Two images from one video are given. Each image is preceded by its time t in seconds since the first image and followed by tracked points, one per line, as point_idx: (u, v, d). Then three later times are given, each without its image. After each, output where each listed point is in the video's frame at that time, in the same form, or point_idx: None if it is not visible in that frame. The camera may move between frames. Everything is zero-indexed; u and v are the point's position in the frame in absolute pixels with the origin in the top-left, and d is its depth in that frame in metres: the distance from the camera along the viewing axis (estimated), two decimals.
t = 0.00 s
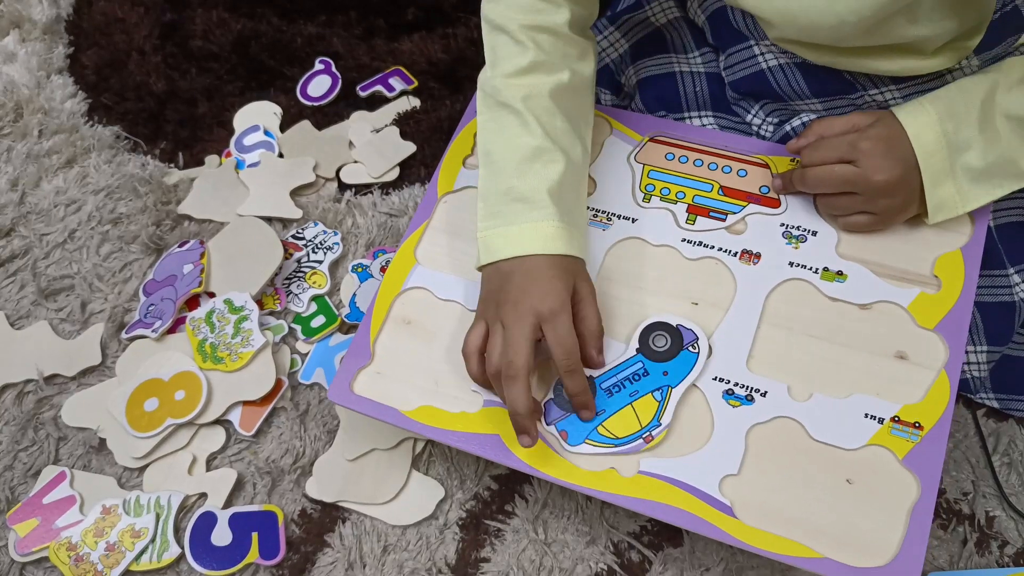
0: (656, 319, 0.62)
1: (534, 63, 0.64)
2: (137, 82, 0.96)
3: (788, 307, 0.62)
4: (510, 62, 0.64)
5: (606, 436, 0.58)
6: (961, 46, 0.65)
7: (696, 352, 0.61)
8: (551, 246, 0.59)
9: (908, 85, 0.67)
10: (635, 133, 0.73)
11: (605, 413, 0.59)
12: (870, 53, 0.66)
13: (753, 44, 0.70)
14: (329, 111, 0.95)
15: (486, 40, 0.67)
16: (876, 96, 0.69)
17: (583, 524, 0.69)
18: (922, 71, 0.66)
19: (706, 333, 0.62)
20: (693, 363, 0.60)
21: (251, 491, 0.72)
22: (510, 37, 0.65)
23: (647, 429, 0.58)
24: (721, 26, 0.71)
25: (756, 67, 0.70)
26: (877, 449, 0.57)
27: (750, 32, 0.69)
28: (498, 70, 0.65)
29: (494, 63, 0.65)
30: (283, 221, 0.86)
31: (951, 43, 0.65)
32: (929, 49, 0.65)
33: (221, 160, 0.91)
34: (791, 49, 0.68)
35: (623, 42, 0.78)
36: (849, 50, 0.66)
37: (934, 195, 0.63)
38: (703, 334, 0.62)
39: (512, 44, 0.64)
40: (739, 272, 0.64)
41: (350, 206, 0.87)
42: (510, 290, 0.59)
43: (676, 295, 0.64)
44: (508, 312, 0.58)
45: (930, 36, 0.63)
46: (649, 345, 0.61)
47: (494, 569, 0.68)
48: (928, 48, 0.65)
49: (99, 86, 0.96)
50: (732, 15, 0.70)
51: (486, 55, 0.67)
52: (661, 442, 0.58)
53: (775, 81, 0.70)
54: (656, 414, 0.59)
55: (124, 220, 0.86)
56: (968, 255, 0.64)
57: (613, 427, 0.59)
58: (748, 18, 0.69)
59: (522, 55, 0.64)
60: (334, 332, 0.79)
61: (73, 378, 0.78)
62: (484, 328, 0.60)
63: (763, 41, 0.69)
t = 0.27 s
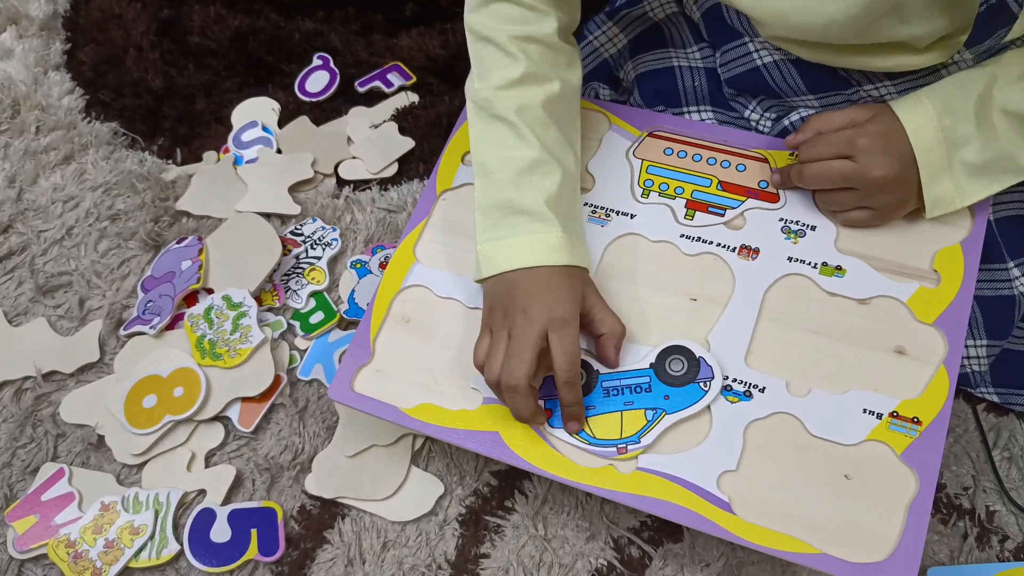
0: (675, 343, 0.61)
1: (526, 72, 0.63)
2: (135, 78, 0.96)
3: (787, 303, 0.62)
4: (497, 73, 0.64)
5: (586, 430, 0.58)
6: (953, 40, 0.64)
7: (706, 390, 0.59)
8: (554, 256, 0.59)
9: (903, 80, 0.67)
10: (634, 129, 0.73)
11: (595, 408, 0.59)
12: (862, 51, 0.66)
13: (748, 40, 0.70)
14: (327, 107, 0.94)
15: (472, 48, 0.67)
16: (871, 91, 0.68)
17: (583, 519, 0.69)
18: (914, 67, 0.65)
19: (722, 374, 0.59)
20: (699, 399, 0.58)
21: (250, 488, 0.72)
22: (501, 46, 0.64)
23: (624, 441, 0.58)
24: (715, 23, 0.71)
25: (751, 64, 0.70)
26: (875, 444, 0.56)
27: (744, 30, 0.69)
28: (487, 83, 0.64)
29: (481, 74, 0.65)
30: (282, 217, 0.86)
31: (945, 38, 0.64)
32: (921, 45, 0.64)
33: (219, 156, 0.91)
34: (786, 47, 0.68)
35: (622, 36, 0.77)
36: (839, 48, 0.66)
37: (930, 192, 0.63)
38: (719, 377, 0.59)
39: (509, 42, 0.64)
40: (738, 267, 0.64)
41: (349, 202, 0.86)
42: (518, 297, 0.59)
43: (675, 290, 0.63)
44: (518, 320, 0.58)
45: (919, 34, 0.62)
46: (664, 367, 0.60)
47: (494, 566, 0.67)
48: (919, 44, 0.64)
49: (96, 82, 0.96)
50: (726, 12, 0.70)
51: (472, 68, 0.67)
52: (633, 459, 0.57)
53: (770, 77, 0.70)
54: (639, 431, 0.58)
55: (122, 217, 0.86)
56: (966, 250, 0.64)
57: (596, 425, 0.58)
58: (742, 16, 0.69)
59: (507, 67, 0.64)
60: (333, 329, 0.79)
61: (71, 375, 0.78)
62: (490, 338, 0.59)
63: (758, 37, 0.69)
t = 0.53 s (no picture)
0: (679, 372, 0.60)
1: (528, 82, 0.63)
2: (136, 79, 0.96)
3: (787, 303, 0.62)
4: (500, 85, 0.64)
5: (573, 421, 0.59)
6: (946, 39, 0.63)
7: (700, 432, 0.58)
8: (565, 264, 0.59)
9: (898, 82, 0.67)
10: (634, 131, 0.73)
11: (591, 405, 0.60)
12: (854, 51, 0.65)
13: (743, 45, 0.70)
14: (328, 108, 0.95)
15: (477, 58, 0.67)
16: (866, 94, 0.68)
17: (584, 519, 0.69)
18: (907, 67, 0.65)
19: (722, 420, 0.58)
20: (691, 436, 0.58)
21: (252, 488, 0.72)
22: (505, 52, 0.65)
23: (603, 445, 0.58)
24: (712, 27, 0.72)
25: (747, 68, 0.70)
26: (876, 445, 0.57)
27: (739, 34, 0.70)
28: (489, 94, 0.64)
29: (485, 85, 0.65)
30: (283, 218, 0.86)
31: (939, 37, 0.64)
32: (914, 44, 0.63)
33: (221, 157, 0.91)
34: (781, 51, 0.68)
35: (622, 38, 0.77)
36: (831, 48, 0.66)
37: (930, 192, 0.63)
38: (719, 424, 0.58)
39: (510, 45, 0.65)
40: (738, 268, 0.64)
41: (350, 203, 0.87)
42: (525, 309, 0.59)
43: (675, 291, 0.64)
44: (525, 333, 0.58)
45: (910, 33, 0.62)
46: (670, 395, 0.59)
47: (496, 565, 0.68)
48: (912, 44, 0.63)
49: (98, 83, 0.96)
50: (722, 17, 0.71)
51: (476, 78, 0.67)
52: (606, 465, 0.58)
53: (767, 80, 0.70)
54: (620, 441, 0.58)
55: (124, 218, 0.86)
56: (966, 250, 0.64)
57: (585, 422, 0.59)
58: (737, 20, 0.69)
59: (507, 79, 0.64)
60: (335, 329, 0.79)
61: (74, 376, 0.78)
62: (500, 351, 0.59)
63: (752, 41, 0.69)
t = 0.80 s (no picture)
0: (666, 376, 0.60)
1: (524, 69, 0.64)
2: (135, 80, 0.96)
3: (787, 302, 0.62)
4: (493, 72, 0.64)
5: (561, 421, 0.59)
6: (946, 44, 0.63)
7: (685, 435, 0.58)
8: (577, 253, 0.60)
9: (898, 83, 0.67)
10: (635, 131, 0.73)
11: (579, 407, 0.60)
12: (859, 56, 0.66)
13: (744, 45, 0.70)
14: (328, 108, 0.95)
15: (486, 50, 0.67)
16: (867, 95, 0.68)
17: (584, 520, 0.69)
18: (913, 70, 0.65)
19: (709, 426, 0.58)
20: (678, 439, 0.58)
21: (251, 489, 0.72)
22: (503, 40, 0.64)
23: (589, 444, 0.58)
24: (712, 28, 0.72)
25: (748, 68, 0.70)
26: (875, 444, 0.57)
27: (741, 34, 0.70)
28: (494, 89, 0.64)
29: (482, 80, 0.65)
30: (282, 218, 0.86)
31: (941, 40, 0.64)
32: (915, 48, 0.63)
33: (220, 158, 0.91)
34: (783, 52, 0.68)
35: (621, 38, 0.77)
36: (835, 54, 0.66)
37: (928, 193, 0.63)
38: (706, 426, 0.58)
39: (511, 40, 0.64)
40: (738, 267, 0.64)
41: (349, 203, 0.86)
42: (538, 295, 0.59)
43: (675, 290, 0.63)
44: (546, 316, 0.58)
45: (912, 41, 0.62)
46: (657, 398, 0.59)
47: (495, 566, 0.68)
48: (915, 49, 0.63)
49: (97, 84, 0.96)
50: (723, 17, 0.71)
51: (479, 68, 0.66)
52: (591, 464, 0.58)
53: (767, 81, 0.70)
54: (606, 442, 0.58)
55: (122, 218, 0.86)
56: (966, 251, 0.64)
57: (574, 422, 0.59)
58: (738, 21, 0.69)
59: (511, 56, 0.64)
60: (334, 330, 0.79)
61: (72, 376, 0.78)
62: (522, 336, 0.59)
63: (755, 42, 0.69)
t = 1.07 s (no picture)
0: (674, 374, 0.60)
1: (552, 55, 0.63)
2: (138, 80, 0.96)
3: (792, 301, 0.62)
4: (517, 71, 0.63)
5: (567, 420, 0.60)
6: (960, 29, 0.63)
7: (692, 433, 0.58)
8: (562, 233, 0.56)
9: (909, 75, 0.67)
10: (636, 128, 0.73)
11: (584, 404, 0.60)
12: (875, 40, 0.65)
13: (756, 35, 0.70)
14: (330, 108, 0.95)
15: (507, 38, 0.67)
16: (879, 88, 0.68)
17: (586, 519, 0.69)
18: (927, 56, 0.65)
19: (715, 424, 0.58)
20: (685, 438, 0.58)
21: (254, 488, 0.72)
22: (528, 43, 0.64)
23: (597, 443, 0.59)
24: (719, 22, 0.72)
25: (759, 60, 0.70)
26: (881, 441, 0.57)
27: (754, 26, 0.70)
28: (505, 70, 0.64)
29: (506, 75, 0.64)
30: (284, 218, 0.87)
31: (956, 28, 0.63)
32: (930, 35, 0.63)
33: (222, 158, 0.91)
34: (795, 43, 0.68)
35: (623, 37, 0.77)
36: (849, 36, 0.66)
37: (929, 191, 0.63)
38: (712, 424, 0.59)
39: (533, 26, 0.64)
40: (742, 266, 0.64)
41: (351, 203, 0.87)
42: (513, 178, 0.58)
43: (681, 289, 0.64)
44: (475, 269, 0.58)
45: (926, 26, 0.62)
46: (663, 397, 0.60)
47: (497, 565, 0.68)
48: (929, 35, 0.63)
49: (99, 84, 0.96)
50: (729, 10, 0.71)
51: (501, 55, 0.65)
52: (598, 464, 0.58)
53: (778, 72, 0.70)
54: (613, 441, 0.59)
55: (125, 218, 0.86)
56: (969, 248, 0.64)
57: (578, 419, 0.60)
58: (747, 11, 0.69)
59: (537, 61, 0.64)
60: (337, 329, 0.79)
61: (75, 376, 0.78)
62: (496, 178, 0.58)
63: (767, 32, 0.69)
